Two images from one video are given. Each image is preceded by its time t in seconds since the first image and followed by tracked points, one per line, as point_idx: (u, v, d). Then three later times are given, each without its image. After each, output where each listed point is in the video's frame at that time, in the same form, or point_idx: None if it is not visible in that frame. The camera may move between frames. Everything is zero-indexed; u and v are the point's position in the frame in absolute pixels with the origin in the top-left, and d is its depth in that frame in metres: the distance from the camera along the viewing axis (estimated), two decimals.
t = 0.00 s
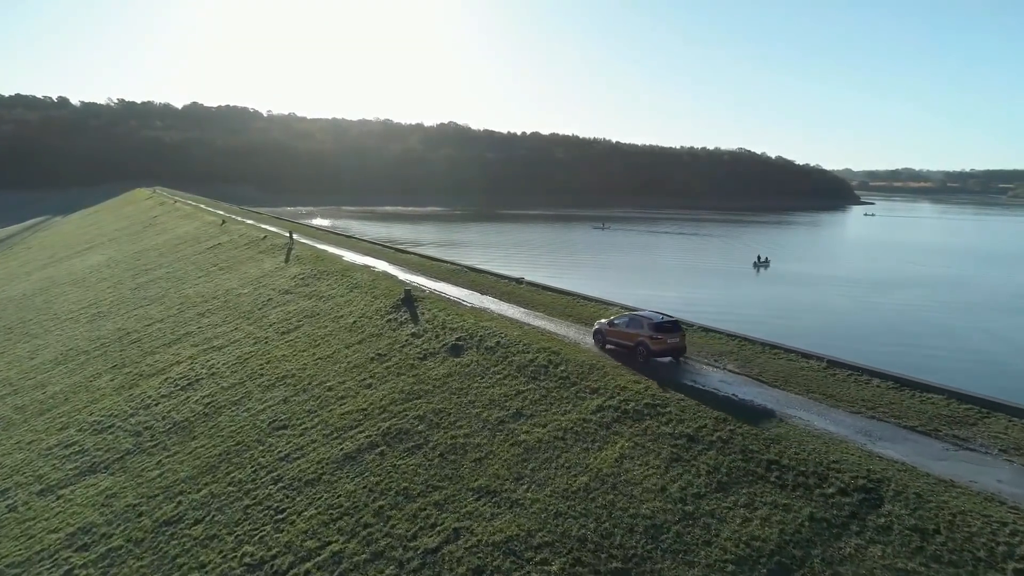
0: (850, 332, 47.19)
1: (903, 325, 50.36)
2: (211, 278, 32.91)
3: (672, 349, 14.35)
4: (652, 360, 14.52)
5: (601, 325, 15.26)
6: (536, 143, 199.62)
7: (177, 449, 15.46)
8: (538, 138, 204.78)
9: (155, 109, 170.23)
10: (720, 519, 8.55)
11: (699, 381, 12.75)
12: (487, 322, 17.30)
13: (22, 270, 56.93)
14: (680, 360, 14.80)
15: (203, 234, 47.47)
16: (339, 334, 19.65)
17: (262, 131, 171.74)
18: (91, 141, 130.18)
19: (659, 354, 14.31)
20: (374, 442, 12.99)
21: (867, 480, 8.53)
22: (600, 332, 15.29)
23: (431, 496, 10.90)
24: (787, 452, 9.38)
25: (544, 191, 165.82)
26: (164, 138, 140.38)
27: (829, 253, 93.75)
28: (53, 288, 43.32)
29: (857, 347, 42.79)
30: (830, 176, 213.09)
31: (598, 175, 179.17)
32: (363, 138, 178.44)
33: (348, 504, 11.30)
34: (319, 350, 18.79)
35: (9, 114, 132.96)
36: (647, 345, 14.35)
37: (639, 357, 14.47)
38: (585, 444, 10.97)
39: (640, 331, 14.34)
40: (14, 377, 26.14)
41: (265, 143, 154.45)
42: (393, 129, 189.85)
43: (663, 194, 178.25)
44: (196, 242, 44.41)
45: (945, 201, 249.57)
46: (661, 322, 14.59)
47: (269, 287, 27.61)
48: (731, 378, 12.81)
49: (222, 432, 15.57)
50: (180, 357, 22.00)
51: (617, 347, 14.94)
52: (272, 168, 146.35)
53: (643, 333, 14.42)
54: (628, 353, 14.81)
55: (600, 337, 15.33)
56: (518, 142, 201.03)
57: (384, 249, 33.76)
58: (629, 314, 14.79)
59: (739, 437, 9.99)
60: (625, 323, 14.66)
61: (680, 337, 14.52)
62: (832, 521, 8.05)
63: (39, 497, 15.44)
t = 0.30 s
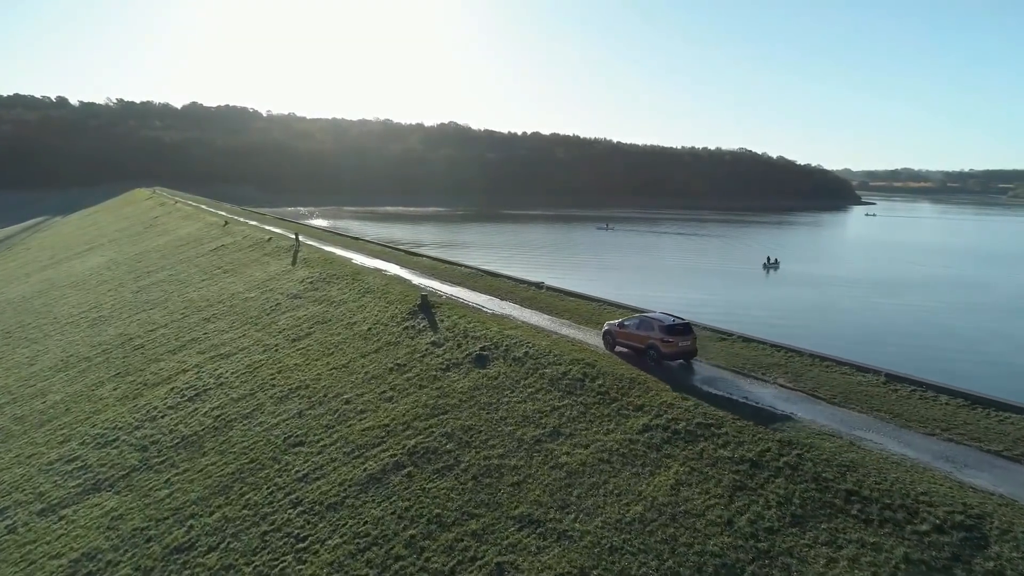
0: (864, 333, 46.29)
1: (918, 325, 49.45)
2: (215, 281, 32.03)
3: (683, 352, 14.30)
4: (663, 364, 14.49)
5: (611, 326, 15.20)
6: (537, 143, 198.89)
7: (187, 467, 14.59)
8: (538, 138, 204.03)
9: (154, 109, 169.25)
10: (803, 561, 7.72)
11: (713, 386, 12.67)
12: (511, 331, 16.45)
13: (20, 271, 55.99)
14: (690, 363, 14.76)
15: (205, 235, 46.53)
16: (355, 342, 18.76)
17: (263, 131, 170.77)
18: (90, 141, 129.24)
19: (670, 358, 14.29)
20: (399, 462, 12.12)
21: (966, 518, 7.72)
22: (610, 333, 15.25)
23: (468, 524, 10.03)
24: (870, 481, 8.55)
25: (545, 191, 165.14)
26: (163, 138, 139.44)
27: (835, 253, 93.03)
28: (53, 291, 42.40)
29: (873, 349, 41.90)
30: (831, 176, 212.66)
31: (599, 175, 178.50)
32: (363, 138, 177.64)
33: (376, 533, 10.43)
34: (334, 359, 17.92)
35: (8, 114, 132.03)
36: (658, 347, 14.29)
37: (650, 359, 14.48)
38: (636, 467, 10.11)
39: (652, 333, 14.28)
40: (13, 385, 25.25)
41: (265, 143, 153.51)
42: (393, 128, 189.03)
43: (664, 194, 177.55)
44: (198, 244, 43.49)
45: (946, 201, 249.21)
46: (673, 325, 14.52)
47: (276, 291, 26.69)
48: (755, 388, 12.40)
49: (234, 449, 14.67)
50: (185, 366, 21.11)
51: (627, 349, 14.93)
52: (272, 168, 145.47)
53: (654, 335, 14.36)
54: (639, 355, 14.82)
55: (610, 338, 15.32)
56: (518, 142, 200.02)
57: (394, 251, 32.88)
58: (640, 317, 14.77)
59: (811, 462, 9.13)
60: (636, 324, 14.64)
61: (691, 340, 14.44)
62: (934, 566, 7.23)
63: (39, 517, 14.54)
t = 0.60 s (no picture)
0: (878, 334, 45.53)
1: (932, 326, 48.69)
2: (220, 284, 31.27)
3: (693, 352, 14.51)
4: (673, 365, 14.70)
5: (620, 327, 15.48)
6: (538, 143, 198.22)
7: (197, 483, 13.84)
8: (539, 138, 203.27)
9: (153, 109, 168.38)
10: None
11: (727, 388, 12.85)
12: (534, 339, 15.69)
13: (19, 273, 55.15)
14: (699, 364, 15.00)
15: (207, 236, 45.71)
16: (369, 350, 17.97)
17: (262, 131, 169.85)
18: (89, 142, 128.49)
19: (680, 359, 14.50)
20: (424, 482, 11.37)
21: None
22: (620, 334, 15.47)
23: (506, 553, 9.30)
24: (954, 514, 7.84)
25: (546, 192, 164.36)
26: (162, 138, 138.60)
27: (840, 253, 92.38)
28: (52, 294, 41.61)
29: (889, 351, 41.13)
30: (832, 176, 212.09)
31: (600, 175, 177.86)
32: (363, 138, 176.93)
33: (406, 562, 9.69)
34: (348, 368, 17.15)
35: (6, 113, 131.09)
36: (668, 349, 14.49)
37: (660, 360, 14.67)
38: (688, 491, 9.35)
39: (661, 334, 14.47)
40: (12, 391, 24.46)
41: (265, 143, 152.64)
42: (394, 128, 188.21)
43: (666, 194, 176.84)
44: (201, 246, 42.65)
45: (947, 201, 248.63)
46: (682, 326, 14.72)
47: (284, 295, 25.90)
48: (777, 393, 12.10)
49: (245, 464, 13.89)
50: (191, 373, 20.34)
51: (636, 350, 15.15)
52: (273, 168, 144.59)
53: (664, 336, 14.56)
54: (648, 356, 15.04)
55: (619, 340, 15.57)
56: (519, 142, 199.12)
57: (403, 253, 32.10)
58: (650, 317, 14.99)
59: (884, 489, 8.42)
60: (645, 326, 14.87)
61: (700, 341, 14.66)
62: None
63: (40, 537, 13.78)
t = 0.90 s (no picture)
0: (893, 335, 44.76)
1: (947, 327, 47.95)
2: (226, 287, 30.44)
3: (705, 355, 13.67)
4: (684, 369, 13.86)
5: (630, 329, 14.68)
6: (538, 143, 197.58)
7: (210, 503, 13.02)
8: (540, 138, 202.51)
9: (152, 109, 167.42)
10: None
11: (758, 397, 11.76)
12: (565, 349, 14.86)
13: (17, 275, 54.26)
14: (712, 366, 14.15)
15: (210, 238, 44.83)
16: (389, 359, 17.11)
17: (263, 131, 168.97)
18: (88, 142, 127.60)
19: (692, 362, 13.67)
20: (459, 507, 10.54)
21: None
22: (629, 337, 14.66)
23: None
24: None
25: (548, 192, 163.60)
26: (162, 138, 137.70)
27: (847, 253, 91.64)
28: (52, 296, 40.75)
29: (906, 351, 40.34)
30: (833, 176, 211.53)
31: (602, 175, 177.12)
32: (364, 138, 176.11)
33: None
34: (366, 379, 16.29)
35: (5, 114, 130.13)
36: (679, 351, 13.67)
37: (671, 363, 13.82)
38: (757, 524, 8.54)
39: (672, 336, 13.67)
40: (12, 400, 23.58)
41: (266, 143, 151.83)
42: (394, 128, 187.43)
43: (667, 194, 176.07)
44: (204, 248, 41.79)
45: (947, 202, 248.24)
46: (693, 327, 13.93)
47: (293, 299, 25.05)
48: (825, 405, 11.31)
49: (262, 483, 13.04)
50: (199, 382, 19.47)
51: (646, 353, 14.35)
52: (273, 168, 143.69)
53: (675, 337, 13.76)
54: (659, 359, 14.19)
55: (629, 342, 14.77)
56: (520, 142, 198.41)
57: (415, 256, 31.24)
58: (661, 318, 14.15)
59: (983, 525, 7.65)
60: (655, 327, 14.04)
61: (712, 342, 13.87)
62: None
63: (44, 560, 12.96)
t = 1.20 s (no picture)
0: (907, 336, 44.05)
1: (959, 328, 47.36)
2: (231, 290, 29.68)
3: (714, 356, 13.76)
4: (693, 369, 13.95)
5: (639, 331, 14.76)
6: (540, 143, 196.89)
7: (224, 524, 12.30)
8: (541, 138, 201.89)
9: (152, 108, 166.58)
10: None
11: (812, 414, 11.01)
12: (596, 359, 14.16)
13: (16, 276, 53.46)
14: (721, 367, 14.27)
15: (214, 239, 44.08)
16: (407, 367, 16.37)
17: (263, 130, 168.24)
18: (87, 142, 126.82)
19: (701, 361, 13.77)
20: (495, 532, 9.82)
21: None
22: (637, 338, 14.77)
23: None
24: None
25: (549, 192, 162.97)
26: (161, 138, 136.95)
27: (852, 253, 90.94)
28: (53, 298, 39.98)
29: (920, 352, 39.79)
30: (835, 176, 211.09)
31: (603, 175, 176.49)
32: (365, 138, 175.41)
33: None
34: (384, 389, 15.56)
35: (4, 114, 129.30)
36: (688, 352, 13.76)
37: (680, 364, 13.89)
38: (831, 557, 7.83)
39: (681, 337, 13.78)
40: (12, 407, 22.85)
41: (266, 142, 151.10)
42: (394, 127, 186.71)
43: (669, 194, 175.44)
44: (208, 249, 41.05)
45: (948, 202, 247.75)
46: (702, 327, 14.00)
47: (302, 303, 24.32)
48: (885, 422, 10.57)
49: (278, 503, 12.31)
50: (207, 391, 18.73)
51: (655, 354, 14.43)
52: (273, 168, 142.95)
53: (684, 338, 13.85)
54: (667, 361, 14.27)
55: (637, 343, 14.85)
56: (522, 141, 197.70)
57: (425, 258, 30.57)
58: (669, 319, 14.24)
59: None
60: (664, 328, 14.11)
61: (721, 343, 13.97)
62: None
63: None
